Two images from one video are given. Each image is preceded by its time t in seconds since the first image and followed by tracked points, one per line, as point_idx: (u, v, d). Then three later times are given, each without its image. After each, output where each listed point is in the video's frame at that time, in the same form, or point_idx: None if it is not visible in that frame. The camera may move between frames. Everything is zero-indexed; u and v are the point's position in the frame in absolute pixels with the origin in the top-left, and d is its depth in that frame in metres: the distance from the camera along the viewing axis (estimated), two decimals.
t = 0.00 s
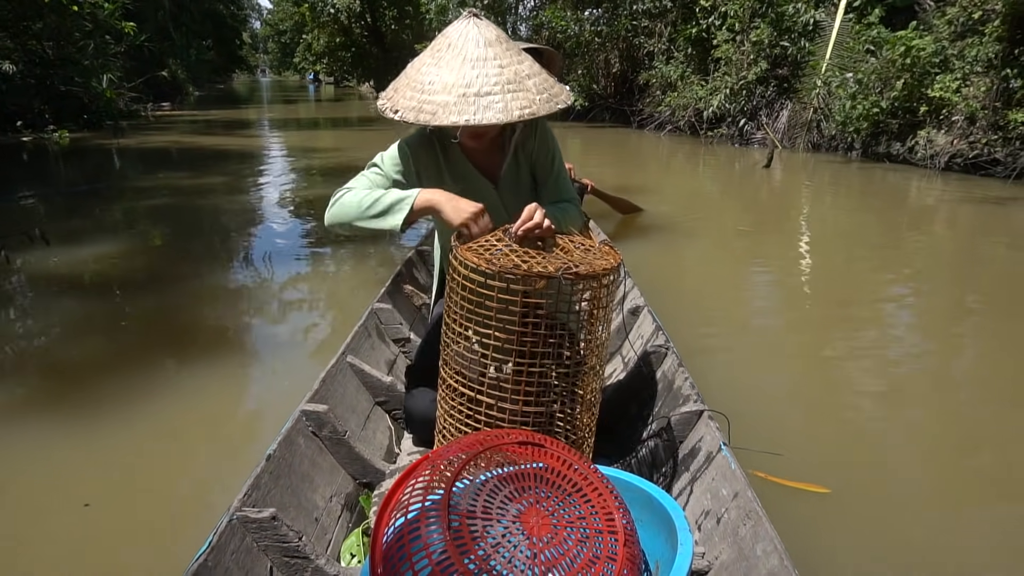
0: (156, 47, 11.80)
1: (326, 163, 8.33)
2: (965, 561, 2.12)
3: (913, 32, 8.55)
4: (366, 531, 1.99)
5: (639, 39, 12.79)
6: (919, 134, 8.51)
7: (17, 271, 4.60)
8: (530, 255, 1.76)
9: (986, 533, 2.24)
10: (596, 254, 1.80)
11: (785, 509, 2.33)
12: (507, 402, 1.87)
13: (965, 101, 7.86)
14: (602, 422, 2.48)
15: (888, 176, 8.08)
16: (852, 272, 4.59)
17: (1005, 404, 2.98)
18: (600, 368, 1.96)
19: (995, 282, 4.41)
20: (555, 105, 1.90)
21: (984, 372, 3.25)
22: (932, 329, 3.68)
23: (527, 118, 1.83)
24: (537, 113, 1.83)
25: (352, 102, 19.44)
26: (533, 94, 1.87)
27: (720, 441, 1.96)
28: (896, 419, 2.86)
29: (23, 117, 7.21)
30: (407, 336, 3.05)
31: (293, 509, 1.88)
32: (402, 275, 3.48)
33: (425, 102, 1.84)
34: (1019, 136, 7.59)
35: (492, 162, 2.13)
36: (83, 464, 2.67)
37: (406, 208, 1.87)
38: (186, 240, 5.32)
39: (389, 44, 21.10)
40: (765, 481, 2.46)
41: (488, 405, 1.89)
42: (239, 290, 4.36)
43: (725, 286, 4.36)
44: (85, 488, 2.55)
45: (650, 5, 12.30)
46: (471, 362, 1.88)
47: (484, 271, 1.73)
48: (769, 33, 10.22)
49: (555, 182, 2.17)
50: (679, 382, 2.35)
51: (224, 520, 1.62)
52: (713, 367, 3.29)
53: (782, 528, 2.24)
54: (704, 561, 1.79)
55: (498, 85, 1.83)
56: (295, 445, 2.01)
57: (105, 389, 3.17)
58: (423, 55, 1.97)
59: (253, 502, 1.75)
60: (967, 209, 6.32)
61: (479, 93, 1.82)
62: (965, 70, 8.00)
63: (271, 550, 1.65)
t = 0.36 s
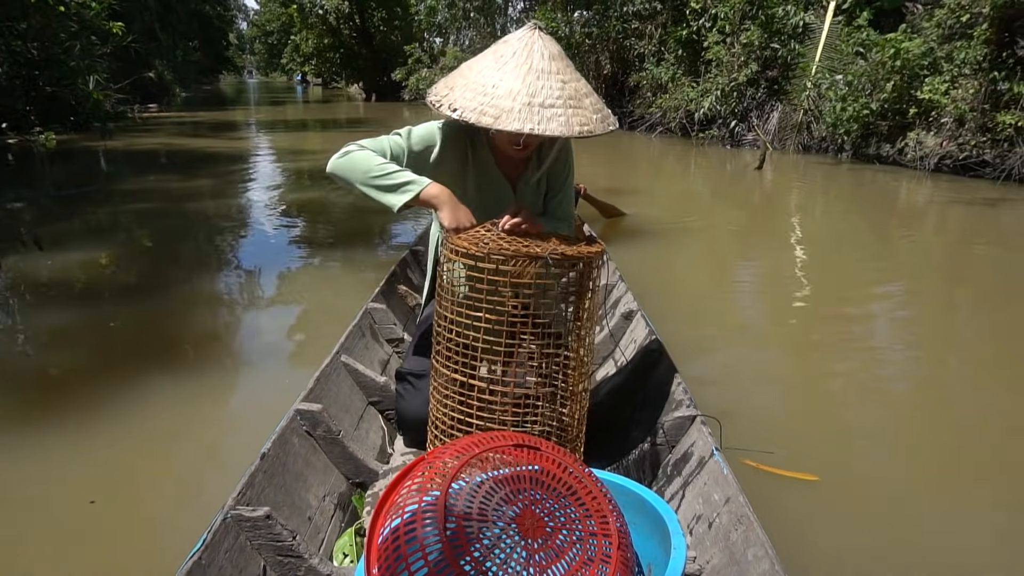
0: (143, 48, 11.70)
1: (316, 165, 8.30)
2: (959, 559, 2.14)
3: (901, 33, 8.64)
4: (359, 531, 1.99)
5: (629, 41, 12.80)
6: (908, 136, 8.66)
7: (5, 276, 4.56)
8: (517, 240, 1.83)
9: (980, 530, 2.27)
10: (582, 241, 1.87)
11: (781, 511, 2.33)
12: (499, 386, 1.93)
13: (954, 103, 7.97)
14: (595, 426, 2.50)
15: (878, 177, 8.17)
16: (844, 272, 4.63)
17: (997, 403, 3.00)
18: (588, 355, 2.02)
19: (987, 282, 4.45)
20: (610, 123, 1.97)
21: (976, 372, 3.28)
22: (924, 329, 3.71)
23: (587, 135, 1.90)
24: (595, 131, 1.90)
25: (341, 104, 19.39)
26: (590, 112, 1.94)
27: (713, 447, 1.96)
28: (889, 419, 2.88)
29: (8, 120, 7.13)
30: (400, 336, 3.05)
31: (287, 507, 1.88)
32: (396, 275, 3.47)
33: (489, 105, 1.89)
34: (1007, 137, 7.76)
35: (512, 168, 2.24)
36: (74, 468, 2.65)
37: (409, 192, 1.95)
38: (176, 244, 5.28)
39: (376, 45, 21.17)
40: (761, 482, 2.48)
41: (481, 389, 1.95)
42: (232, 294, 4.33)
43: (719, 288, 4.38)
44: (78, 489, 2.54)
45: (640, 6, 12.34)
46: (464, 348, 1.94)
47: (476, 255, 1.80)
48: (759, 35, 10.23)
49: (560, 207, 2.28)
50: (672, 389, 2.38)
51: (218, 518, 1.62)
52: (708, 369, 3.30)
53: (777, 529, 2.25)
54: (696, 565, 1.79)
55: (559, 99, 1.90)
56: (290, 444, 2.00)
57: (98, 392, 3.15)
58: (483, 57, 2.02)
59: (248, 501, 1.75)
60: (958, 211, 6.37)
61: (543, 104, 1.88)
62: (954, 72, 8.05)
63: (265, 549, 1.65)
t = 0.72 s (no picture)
0: (132, 49, 11.62)
1: (308, 166, 8.27)
2: (951, 558, 2.14)
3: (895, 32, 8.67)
4: (342, 525, 1.98)
5: (622, 41, 12.80)
6: (902, 135, 8.72)
7: None
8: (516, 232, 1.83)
9: (975, 527, 2.27)
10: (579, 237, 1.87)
11: (774, 510, 2.34)
12: (490, 379, 1.93)
13: (946, 102, 8.06)
14: (583, 430, 2.50)
15: (872, 176, 8.21)
16: (838, 271, 4.65)
17: (989, 402, 3.01)
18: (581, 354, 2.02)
19: (979, 281, 4.47)
20: (617, 138, 1.96)
21: (969, 371, 3.29)
22: (916, 327, 3.74)
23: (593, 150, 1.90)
24: (601, 147, 1.89)
25: (332, 105, 19.33)
26: (598, 126, 1.93)
27: (702, 454, 1.96)
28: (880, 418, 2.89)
29: None
30: (390, 331, 3.04)
31: (271, 500, 1.87)
32: (387, 270, 3.47)
33: (496, 113, 1.88)
34: (1000, 136, 7.85)
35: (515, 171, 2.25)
36: (62, 473, 2.63)
37: (402, 189, 1.97)
38: (167, 247, 5.25)
39: (367, 45, 21.14)
40: (752, 482, 2.48)
41: (471, 382, 1.94)
42: (224, 296, 4.31)
43: (711, 287, 4.39)
44: (65, 494, 2.52)
45: (632, 6, 12.34)
46: (457, 340, 1.94)
47: (471, 243, 1.80)
48: (753, 34, 10.25)
49: (560, 214, 2.31)
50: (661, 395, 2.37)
51: (202, 508, 1.62)
52: (700, 368, 3.31)
53: (768, 529, 2.25)
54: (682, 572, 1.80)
55: (568, 113, 1.89)
56: (275, 434, 2.00)
57: (86, 397, 3.13)
58: (494, 62, 1.99)
59: (232, 492, 1.75)
60: (950, 209, 6.40)
61: (551, 117, 1.87)
62: (946, 71, 8.13)
63: (247, 541, 1.64)
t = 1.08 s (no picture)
0: (122, 48, 11.53)
1: (301, 166, 8.24)
2: (940, 557, 2.15)
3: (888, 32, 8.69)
4: (328, 523, 1.96)
5: (615, 40, 12.81)
6: (895, 134, 8.76)
7: None
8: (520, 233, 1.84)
9: (964, 525, 2.29)
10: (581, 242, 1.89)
11: (766, 509, 2.35)
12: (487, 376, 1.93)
13: (940, 101, 8.11)
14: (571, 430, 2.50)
15: (865, 175, 8.24)
16: (831, 270, 4.67)
17: (979, 401, 3.03)
18: (576, 358, 2.03)
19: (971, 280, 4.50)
20: (577, 140, 1.96)
21: (960, 370, 3.31)
22: (908, 325, 3.76)
23: (545, 150, 1.91)
24: (553, 147, 1.90)
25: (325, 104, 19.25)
26: (556, 127, 1.94)
27: (688, 456, 1.97)
28: (870, 417, 2.90)
29: None
30: (380, 328, 3.03)
31: (256, 496, 1.86)
32: (377, 267, 3.46)
33: (451, 111, 1.95)
34: (993, 135, 7.89)
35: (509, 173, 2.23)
36: (49, 476, 2.61)
37: (400, 194, 2.07)
38: (158, 248, 5.23)
39: (359, 44, 21.07)
40: (742, 481, 2.48)
41: (468, 379, 1.94)
42: (217, 298, 4.29)
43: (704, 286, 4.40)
44: (52, 496, 2.51)
45: (625, 5, 12.35)
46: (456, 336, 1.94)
47: (475, 240, 1.81)
48: (746, 34, 10.26)
49: (554, 207, 2.31)
50: (650, 395, 2.37)
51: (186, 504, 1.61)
52: (692, 367, 3.31)
53: (758, 529, 2.26)
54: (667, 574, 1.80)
55: (522, 113, 1.92)
56: (261, 430, 1.98)
57: (74, 399, 3.11)
58: (464, 61, 2.06)
59: (217, 488, 1.74)
60: (944, 208, 6.43)
61: (503, 117, 1.91)
62: (938, 70, 8.21)
63: (230, 537, 1.64)
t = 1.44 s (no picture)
0: (114, 49, 11.47)
1: (296, 168, 8.21)
2: (935, 557, 2.16)
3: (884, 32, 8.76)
4: (325, 527, 1.96)
5: (610, 41, 12.81)
6: (891, 135, 8.79)
7: None
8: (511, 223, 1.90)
9: (962, 525, 2.29)
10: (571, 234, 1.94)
11: (765, 509, 2.35)
12: (481, 370, 1.94)
13: (935, 102, 8.15)
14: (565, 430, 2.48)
15: (860, 176, 8.27)
16: (827, 270, 4.69)
17: (974, 402, 3.04)
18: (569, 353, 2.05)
19: (967, 280, 4.51)
20: (551, 150, 1.95)
21: (956, 370, 3.32)
22: (905, 326, 3.78)
23: (517, 165, 1.91)
24: (526, 161, 1.90)
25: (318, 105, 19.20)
26: (529, 139, 1.93)
27: (684, 455, 1.97)
28: (866, 418, 2.91)
29: None
30: (376, 331, 3.02)
31: (253, 500, 1.85)
32: (374, 269, 3.46)
33: (421, 131, 1.96)
34: (988, 136, 7.94)
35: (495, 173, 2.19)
36: (43, 480, 2.59)
37: (390, 209, 2.17)
38: (152, 251, 5.20)
39: (353, 45, 21.04)
40: (739, 482, 2.49)
41: (462, 374, 1.95)
42: (212, 301, 4.27)
43: (701, 287, 4.40)
44: (48, 500, 2.49)
45: (620, 6, 12.36)
46: (449, 329, 1.96)
47: (468, 228, 1.86)
48: (741, 35, 10.29)
49: (554, 206, 2.29)
50: (647, 395, 2.38)
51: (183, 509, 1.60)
52: (690, 368, 3.31)
53: (755, 529, 2.26)
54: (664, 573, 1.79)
55: (493, 128, 1.92)
56: (258, 435, 1.98)
57: (68, 404, 3.09)
58: (436, 74, 2.06)
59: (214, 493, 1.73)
60: (939, 209, 6.45)
61: (472, 133, 1.91)
62: (934, 71, 8.27)
63: (228, 542, 1.63)
